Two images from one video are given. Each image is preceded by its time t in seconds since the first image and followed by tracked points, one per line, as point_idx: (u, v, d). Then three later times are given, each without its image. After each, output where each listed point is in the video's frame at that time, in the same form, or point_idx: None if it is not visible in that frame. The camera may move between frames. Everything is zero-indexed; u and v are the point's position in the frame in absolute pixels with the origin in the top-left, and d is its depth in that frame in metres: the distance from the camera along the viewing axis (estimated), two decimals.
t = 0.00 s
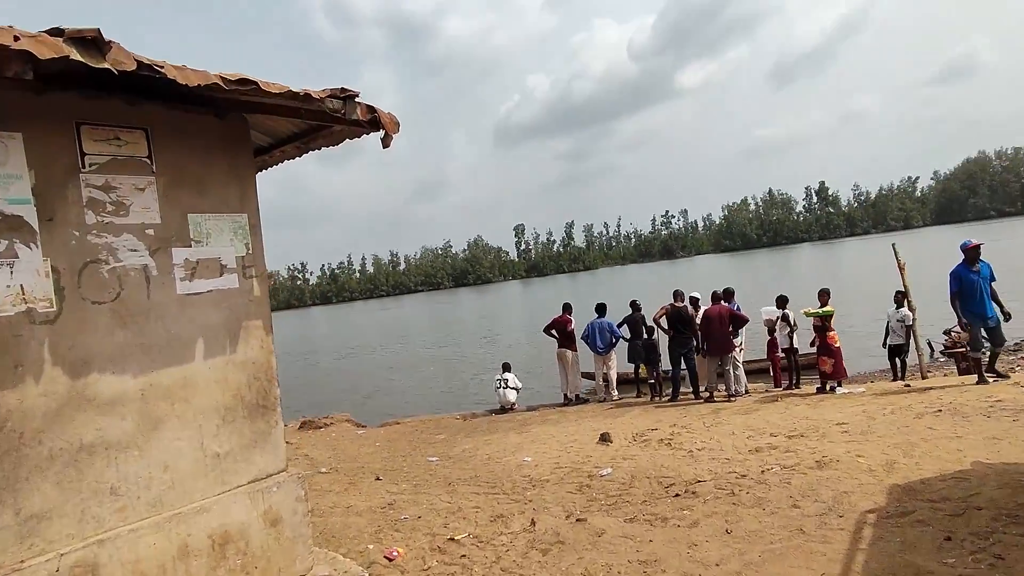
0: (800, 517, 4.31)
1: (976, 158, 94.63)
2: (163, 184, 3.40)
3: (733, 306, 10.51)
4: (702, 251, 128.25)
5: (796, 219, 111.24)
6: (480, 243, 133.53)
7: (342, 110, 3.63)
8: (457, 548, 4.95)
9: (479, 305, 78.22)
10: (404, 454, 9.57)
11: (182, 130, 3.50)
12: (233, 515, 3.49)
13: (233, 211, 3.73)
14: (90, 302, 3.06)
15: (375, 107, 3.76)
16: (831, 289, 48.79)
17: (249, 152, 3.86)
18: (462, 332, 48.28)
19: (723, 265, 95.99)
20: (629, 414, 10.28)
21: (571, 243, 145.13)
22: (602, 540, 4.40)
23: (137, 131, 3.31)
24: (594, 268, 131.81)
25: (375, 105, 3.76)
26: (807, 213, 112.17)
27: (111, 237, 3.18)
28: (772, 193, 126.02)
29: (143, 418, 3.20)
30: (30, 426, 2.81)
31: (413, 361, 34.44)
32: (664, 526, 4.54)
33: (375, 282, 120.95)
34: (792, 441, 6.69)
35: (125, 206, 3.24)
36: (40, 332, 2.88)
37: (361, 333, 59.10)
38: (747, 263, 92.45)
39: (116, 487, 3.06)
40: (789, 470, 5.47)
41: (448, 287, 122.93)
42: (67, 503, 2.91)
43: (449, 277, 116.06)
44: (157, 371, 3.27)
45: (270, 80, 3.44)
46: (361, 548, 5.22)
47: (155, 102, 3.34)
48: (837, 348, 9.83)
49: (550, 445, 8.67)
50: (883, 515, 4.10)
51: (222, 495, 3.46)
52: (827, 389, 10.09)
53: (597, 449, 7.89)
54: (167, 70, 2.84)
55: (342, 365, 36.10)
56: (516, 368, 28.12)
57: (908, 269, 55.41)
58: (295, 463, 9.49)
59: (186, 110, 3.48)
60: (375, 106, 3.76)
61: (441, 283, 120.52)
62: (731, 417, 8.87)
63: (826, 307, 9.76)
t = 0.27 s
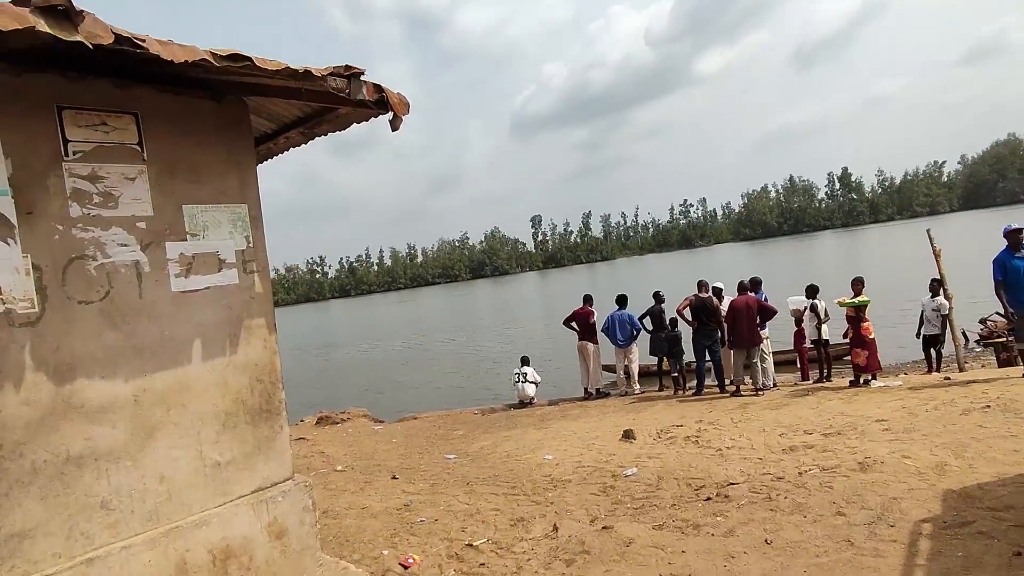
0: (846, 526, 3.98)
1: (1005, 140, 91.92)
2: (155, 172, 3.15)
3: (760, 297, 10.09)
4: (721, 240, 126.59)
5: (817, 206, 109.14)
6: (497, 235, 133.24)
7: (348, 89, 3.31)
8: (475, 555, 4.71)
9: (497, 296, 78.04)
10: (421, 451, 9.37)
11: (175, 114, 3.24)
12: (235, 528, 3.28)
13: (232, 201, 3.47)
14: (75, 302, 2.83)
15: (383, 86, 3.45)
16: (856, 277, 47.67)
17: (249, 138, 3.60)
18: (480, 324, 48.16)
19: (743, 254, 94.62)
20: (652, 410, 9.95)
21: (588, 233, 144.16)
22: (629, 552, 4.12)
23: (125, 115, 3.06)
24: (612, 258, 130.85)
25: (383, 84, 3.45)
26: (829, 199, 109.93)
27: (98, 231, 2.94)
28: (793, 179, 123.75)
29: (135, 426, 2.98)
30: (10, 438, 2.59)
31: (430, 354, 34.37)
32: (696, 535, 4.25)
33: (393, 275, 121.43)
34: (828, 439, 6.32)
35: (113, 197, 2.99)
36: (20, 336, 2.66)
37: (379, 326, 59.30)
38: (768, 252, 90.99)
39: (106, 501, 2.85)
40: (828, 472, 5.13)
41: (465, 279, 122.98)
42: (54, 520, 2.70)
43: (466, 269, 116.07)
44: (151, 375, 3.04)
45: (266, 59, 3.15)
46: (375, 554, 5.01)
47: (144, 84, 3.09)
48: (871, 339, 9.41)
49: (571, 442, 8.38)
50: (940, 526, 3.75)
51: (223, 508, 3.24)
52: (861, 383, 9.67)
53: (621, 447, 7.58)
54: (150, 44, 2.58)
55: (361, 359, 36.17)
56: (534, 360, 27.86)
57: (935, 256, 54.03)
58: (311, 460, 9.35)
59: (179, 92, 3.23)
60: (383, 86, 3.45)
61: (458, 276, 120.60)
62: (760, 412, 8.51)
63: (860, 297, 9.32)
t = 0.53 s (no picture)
0: (887, 542, 3.63)
1: None
2: (125, 162, 2.89)
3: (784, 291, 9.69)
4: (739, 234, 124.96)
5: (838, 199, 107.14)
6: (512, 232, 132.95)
7: (334, 68, 3.01)
8: (482, 570, 4.44)
9: (512, 294, 77.76)
10: (432, 454, 9.12)
11: (146, 99, 2.98)
12: (217, 547, 3.03)
13: (213, 193, 3.21)
14: (35, 304, 2.59)
15: (372, 65, 3.16)
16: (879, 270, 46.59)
17: (232, 125, 3.33)
18: (496, 321, 47.96)
19: (761, 248, 93.25)
20: (670, 410, 9.60)
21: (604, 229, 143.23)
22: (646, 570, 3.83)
23: (91, 101, 2.81)
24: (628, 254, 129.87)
25: (373, 63, 3.16)
26: (850, 191, 107.89)
27: (60, 226, 2.69)
28: (812, 171, 121.65)
29: (103, 440, 2.73)
30: None
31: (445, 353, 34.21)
32: (719, 550, 3.95)
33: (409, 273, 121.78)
34: (860, 442, 5.94)
35: (76, 189, 2.74)
36: None
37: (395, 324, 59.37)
38: (787, 246, 89.56)
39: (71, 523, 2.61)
40: (862, 478, 4.78)
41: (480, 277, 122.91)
42: (12, 544, 2.48)
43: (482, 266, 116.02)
44: (121, 383, 2.79)
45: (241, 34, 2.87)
46: (379, 567, 4.76)
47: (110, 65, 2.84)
48: (902, 335, 8.95)
49: (587, 445, 8.06)
50: (994, 545, 3.39)
51: (203, 526, 3.00)
52: (891, 381, 9.23)
53: (638, 450, 7.25)
54: (103, 15, 2.37)
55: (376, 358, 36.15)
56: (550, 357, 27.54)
57: (961, 247, 52.64)
58: (321, 463, 9.16)
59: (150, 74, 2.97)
60: (372, 64, 3.16)
61: (473, 274, 120.58)
62: (784, 413, 8.12)
63: (890, 291, 8.85)
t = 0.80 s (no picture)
0: (941, 567, 3.30)
1: None
2: (96, 149, 2.62)
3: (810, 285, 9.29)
4: (756, 226, 123.35)
5: (858, 190, 105.34)
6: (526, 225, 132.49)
7: (324, 42, 2.70)
8: None
9: (526, 287, 77.45)
10: (444, 453, 8.87)
11: (121, 78, 2.70)
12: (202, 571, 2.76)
13: (196, 182, 2.93)
14: None
15: (369, 40, 2.84)
16: (901, 262, 45.58)
17: (218, 108, 3.05)
18: (510, 315, 47.71)
19: (779, 240, 92.01)
20: (691, 408, 9.25)
21: (619, 221, 142.27)
22: None
23: (59, 80, 2.53)
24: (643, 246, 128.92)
25: (369, 38, 2.84)
26: (870, 181, 106.08)
27: (22, 221, 2.42)
28: (831, 162, 119.67)
29: (72, 457, 2.46)
30: None
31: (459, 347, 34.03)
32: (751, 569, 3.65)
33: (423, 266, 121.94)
34: (898, 448, 5.56)
35: (41, 179, 2.48)
36: None
37: (409, 318, 59.39)
38: (805, 237, 88.19)
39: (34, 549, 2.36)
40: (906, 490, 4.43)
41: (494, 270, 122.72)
42: None
43: (496, 259, 115.84)
44: (92, 394, 2.52)
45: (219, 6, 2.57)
46: None
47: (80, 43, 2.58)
48: (938, 332, 8.51)
49: (604, 446, 7.75)
50: None
51: (186, 548, 2.73)
52: (925, 379, 8.80)
53: (658, 452, 6.92)
54: None
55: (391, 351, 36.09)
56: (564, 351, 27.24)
57: (985, 239, 51.45)
58: (330, 462, 8.95)
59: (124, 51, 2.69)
60: (369, 41, 2.84)
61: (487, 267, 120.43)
62: (813, 413, 7.74)
63: (923, 285, 8.42)
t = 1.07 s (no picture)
0: None
1: None
2: (54, 122, 2.35)
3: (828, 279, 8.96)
4: (765, 221, 122.39)
5: (869, 185, 104.21)
6: (534, 219, 132.01)
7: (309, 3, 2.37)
8: None
9: (533, 281, 77.17)
10: (448, 450, 8.63)
11: (84, 43, 2.43)
12: None
13: (170, 159, 2.67)
14: None
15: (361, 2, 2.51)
16: (912, 257, 44.96)
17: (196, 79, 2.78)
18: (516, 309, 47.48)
19: (788, 235, 91.21)
20: (704, 406, 8.95)
21: (626, 216, 141.51)
22: None
23: (12, 43, 2.27)
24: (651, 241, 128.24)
25: None
26: (881, 176, 104.85)
27: None
28: (842, 156, 118.51)
29: (28, 462, 2.21)
30: None
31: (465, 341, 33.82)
32: None
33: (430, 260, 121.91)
34: (927, 451, 5.26)
35: None
36: None
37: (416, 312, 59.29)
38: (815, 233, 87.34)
39: None
40: (941, 501, 4.15)
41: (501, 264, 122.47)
42: None
43: (503, 254, 115.58)
44: (50, 392, 2.26)
45: None
46: None
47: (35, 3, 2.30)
48: (964, 328, 8.15)
49: (613, 445, 7.47)
50: None
51: (158, 562, 2.48)
52: (949, 378, 8.45)
53: (670, 453, 6.64)
54: None
55: (397, 345, 35.93)
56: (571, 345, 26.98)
57: (998, 234, 50.75)
58: (332, 459, 8.73)
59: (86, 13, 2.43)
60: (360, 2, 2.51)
61: (494, 262, 120.18)
62: (832, 412, 7.42)
63: (949, 279, 8.08)
